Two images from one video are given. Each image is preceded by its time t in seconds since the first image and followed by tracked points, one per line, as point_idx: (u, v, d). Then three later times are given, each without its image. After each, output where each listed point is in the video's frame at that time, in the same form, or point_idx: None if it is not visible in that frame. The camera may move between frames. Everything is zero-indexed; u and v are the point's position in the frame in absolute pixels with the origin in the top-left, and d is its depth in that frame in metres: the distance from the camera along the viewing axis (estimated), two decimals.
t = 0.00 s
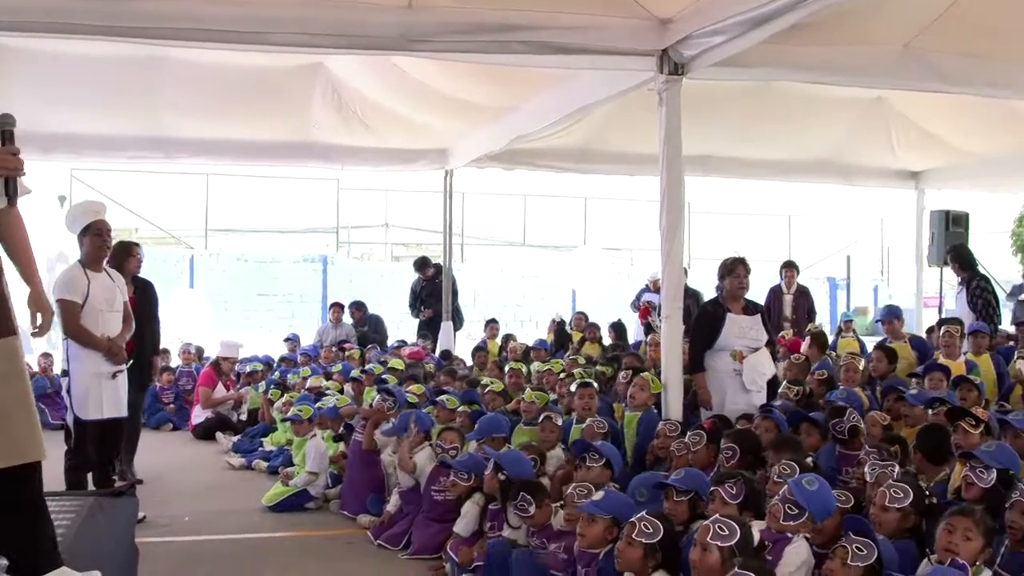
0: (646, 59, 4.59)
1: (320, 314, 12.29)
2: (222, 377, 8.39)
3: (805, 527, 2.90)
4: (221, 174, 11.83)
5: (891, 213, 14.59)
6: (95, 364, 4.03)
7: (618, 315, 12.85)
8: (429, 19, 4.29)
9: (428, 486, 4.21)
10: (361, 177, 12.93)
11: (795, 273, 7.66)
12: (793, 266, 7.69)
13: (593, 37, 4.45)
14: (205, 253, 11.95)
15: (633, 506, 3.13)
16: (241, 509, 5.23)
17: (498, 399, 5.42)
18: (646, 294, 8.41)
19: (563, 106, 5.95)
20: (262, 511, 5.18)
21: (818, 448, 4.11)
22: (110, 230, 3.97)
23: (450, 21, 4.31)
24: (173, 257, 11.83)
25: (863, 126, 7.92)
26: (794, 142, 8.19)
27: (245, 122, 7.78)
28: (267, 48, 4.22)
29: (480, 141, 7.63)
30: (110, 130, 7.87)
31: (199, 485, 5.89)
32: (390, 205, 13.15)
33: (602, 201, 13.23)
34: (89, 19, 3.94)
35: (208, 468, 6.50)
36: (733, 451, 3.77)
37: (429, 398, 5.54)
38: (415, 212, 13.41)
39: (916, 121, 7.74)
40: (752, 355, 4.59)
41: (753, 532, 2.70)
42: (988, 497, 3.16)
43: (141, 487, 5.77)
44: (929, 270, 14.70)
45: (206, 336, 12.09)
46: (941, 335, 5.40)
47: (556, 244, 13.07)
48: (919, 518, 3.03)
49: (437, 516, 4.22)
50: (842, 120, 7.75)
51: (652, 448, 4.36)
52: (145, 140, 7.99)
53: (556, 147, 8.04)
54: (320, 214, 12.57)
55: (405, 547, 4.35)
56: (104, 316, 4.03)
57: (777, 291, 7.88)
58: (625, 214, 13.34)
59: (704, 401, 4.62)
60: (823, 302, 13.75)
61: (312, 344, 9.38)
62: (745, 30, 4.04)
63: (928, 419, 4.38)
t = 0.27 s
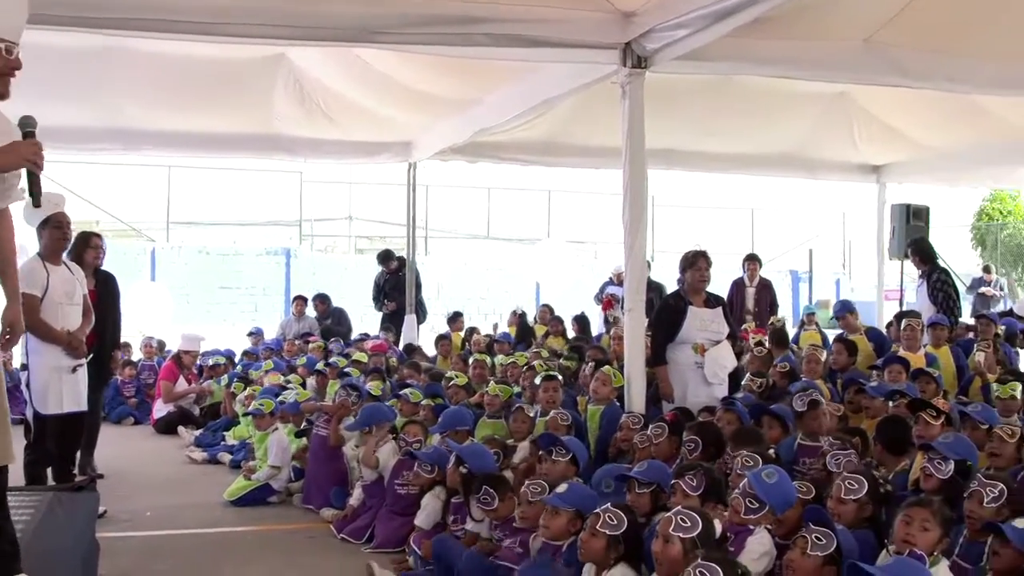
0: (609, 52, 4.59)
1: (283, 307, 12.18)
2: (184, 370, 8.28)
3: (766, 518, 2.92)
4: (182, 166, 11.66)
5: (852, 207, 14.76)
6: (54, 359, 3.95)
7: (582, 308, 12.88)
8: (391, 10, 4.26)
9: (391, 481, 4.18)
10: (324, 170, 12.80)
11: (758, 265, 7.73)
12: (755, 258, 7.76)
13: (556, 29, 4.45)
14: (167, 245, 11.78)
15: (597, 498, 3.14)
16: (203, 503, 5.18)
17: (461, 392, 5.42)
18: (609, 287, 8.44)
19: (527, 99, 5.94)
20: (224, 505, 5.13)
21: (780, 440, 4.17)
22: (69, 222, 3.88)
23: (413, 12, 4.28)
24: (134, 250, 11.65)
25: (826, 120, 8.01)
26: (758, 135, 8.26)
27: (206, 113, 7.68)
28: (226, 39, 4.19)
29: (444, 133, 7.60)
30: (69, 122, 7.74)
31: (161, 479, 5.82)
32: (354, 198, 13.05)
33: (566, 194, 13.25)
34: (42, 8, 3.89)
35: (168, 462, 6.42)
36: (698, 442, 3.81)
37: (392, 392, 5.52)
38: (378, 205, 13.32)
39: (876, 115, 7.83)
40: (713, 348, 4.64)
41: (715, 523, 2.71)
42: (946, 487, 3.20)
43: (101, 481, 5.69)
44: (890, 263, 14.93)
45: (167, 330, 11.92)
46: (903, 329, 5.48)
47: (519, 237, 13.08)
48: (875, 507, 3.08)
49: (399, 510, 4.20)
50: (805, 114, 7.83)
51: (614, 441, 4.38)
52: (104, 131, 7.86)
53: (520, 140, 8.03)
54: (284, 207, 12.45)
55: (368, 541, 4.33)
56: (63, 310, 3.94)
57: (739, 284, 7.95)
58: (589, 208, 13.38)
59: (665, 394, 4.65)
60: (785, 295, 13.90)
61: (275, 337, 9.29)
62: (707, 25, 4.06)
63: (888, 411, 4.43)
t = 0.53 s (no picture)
0: (574, 45, 4.58)
1: (246, 301, 12.05)
2: (145, 364, 8.16)
3: (726, 509, 2.95)
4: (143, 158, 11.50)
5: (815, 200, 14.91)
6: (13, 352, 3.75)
7: (546, 301, 12.89)
8: (354, 2, 4.23)
9: (356, 474, 4.18)
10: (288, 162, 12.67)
11: (721, 258, 7.79)
12: (718, 251, 7.82)
13: (520, 22, 4.44)
14: (130, 239, 11.61)
15: (561, 490, 3.14)
16: (165, 497, 5.12)
17: (426, 385, 5.41)
18: (575, 280, 8.46)
19: (492, 91, 5.92)
20: (186, 500, 5.07)
21: (741, 431, 4.21)
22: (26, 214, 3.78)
23: (376, 3, 4.25)
24: (95, 243, 11.43)
25: (790, 115, 8.08)
26: (723, 129, 8.33)
27: (169, 105, 7.57)
28: (185, 30, 4.16)
29: (409, 126, 7.56)
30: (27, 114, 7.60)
31: (122, 473, 5.73)
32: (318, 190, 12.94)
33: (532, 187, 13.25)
34: None
35: (130, 456, 6.34)
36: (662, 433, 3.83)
37: (356, 385, 5.49)
38: (343, 197, 13.23)
39: (838, 109, 7.92)
40: (676, 340, 4.66)
41: (679, 514, 2.73)
42: (907, 478, 3.25)
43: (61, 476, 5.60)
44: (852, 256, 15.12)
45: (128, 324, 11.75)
46: (866, 322, 5.56)
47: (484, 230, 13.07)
48: (835, 497, 3.12)
49: (363, 504, 4.17)
50: (769, 109, 7.89)
51: (580, 433, 4.39)
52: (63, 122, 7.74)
53: (484, 132, 8.01)
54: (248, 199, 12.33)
55: (332, 534, 4.30)
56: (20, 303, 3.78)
57: (703, 277, 8.00)
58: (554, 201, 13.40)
59: (629, 387, 4.67)
60: (749, 287, 14.03)
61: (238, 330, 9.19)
62: (672, 17, 4.06)
63: (849, 403, 4.49)
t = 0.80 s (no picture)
0: (541, 38, 4.57)
1: (212, 294, 11.94)
2: (110, 357, 8.04)
3: (690, 500, 2.99)
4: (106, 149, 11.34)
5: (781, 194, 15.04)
6: None
7: (514, 294, 12.89)
8: None
9: (321, 468, 4.16)
10: (255, 154, 12.55)
11: (688, 250, 7.84)
12: (685, 244, 7.88)
13: (487, 14, 4.43)
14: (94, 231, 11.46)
15: (529, 483, 3.14)
16: (130, 491, 5.06)
17: (393, 376, 5.40)
18: (542, 272, 8.46)
19: (460, 83, 5.91)
20: (151, 494, 5.02)
21: (706, 424, 4.22)
22: None
23: None
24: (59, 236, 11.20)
25: (756, 108, 8.14)
26: (691, 122, 8.38)
27: (133, 96, 7.47)
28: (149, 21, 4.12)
29: (377, 119, 7.51)
30: None
31: (86, 467, 5.66)
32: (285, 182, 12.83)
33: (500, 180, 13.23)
34: None
35: (94, 451, 6.25)
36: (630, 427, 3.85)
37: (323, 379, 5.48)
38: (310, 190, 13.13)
39: (804, 102, 7.99)
40: (642, 333, 4.68)
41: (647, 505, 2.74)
42: (873, 470, 3.30)
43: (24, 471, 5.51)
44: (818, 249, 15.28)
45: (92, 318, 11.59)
46: (831, 315, 5.62)
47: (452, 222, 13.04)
48: (799, 487, 3.15)
49: (329, 497, 4.15)
50: (736, 102, 7.93)
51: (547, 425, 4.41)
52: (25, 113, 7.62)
53: (452, 125, 7.99)
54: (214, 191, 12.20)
55: (299, 528, 4.28)
56: None
57: (671, 270, 8.04)
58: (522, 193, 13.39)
59: (595, 379, 4.69)
60: (717, 279, 14.14)
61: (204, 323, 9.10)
62: (639, 11, 4.06)
63: (814, 395, 4.54)
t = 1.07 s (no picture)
0: (508, 30, 4.55)
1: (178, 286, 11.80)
2: (74, 350, 7.92)
3: (655, 491, 3.01)
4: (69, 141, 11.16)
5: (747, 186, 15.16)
6: None
7: (482, 286, 12.88)
8: None
9: (286, 462, 4.15)
10: (220, 146, 12.42)
11: (654, 242, 7.89)
12: (652, 236, 7.92)
13: (453, 6, 4.41)
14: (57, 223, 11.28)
15: (496, 475, 3.14)
16: (94, 485, 5.00)
17: (358, 369, 5.39)
18: (510, 264, 8.47)
19: (427, 75, 5.89)
20: (115, 488, 4.97)
21: (672, 416, 4.24)
22: None
23: None
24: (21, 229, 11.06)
25: (723, 101, 8.19)
26: (658, 114, 8.42)
27: (96, 87, 7.36)
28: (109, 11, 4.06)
29: (344, 111, 7.46)
30: None
31: (49, 462, 5.59)
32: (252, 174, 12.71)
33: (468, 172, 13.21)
34: None
35: (58, 445, 6.17)
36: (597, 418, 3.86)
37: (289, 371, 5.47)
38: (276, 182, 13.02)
39: (769, 95, 8.06)
40: (608, 324, 4.70)
41: (614, 497, 2.76)
42: (837, 462, 3.36)
43: None
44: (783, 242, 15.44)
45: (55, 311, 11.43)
46: (796, 307, 5.68)
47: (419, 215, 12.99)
48: (762, 478, 3.19)
49: (295, 490, 4.13)
50: (703, 95, 7.98)
51: (514, 417, 4.41)
52: None
53: (419, 117, 7.97)
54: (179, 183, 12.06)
55: (266, 521, 4.25)
56: None
57: (637, 262, 8.08)
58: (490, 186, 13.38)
59: (561, 371, 4.72)
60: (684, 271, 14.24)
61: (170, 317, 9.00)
62: (604, 3, 4.06)
63: (780, 386, 4.60)
